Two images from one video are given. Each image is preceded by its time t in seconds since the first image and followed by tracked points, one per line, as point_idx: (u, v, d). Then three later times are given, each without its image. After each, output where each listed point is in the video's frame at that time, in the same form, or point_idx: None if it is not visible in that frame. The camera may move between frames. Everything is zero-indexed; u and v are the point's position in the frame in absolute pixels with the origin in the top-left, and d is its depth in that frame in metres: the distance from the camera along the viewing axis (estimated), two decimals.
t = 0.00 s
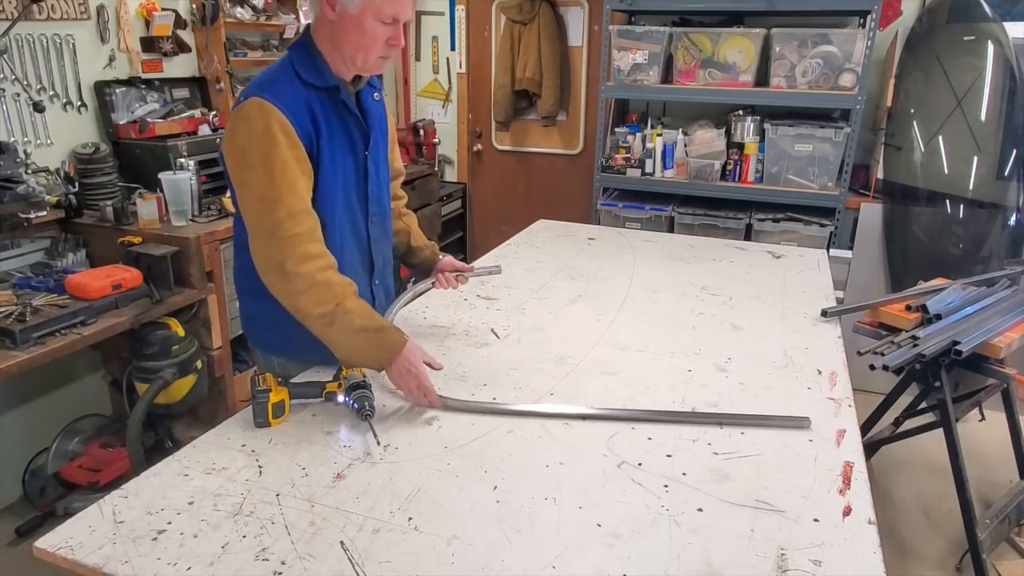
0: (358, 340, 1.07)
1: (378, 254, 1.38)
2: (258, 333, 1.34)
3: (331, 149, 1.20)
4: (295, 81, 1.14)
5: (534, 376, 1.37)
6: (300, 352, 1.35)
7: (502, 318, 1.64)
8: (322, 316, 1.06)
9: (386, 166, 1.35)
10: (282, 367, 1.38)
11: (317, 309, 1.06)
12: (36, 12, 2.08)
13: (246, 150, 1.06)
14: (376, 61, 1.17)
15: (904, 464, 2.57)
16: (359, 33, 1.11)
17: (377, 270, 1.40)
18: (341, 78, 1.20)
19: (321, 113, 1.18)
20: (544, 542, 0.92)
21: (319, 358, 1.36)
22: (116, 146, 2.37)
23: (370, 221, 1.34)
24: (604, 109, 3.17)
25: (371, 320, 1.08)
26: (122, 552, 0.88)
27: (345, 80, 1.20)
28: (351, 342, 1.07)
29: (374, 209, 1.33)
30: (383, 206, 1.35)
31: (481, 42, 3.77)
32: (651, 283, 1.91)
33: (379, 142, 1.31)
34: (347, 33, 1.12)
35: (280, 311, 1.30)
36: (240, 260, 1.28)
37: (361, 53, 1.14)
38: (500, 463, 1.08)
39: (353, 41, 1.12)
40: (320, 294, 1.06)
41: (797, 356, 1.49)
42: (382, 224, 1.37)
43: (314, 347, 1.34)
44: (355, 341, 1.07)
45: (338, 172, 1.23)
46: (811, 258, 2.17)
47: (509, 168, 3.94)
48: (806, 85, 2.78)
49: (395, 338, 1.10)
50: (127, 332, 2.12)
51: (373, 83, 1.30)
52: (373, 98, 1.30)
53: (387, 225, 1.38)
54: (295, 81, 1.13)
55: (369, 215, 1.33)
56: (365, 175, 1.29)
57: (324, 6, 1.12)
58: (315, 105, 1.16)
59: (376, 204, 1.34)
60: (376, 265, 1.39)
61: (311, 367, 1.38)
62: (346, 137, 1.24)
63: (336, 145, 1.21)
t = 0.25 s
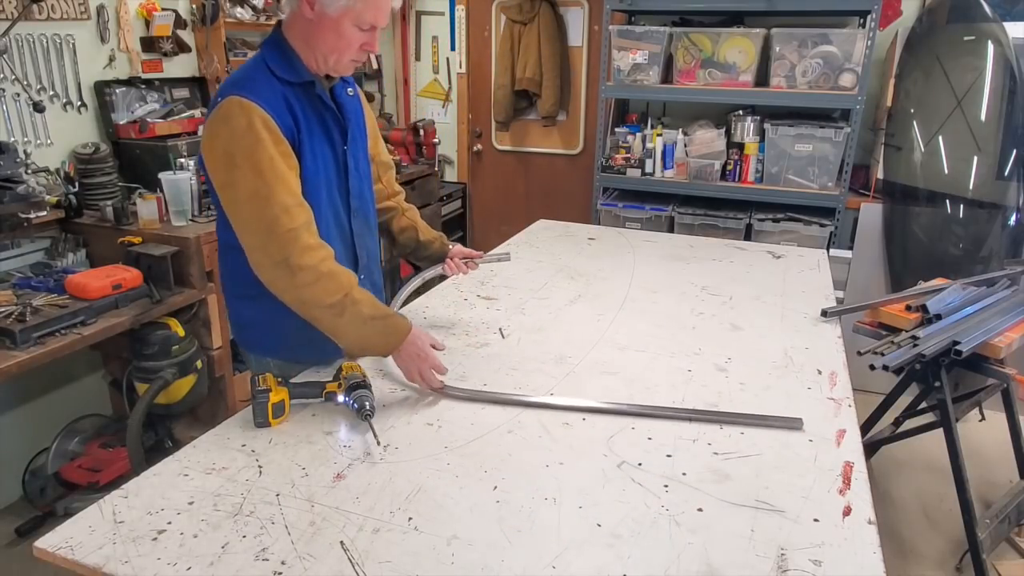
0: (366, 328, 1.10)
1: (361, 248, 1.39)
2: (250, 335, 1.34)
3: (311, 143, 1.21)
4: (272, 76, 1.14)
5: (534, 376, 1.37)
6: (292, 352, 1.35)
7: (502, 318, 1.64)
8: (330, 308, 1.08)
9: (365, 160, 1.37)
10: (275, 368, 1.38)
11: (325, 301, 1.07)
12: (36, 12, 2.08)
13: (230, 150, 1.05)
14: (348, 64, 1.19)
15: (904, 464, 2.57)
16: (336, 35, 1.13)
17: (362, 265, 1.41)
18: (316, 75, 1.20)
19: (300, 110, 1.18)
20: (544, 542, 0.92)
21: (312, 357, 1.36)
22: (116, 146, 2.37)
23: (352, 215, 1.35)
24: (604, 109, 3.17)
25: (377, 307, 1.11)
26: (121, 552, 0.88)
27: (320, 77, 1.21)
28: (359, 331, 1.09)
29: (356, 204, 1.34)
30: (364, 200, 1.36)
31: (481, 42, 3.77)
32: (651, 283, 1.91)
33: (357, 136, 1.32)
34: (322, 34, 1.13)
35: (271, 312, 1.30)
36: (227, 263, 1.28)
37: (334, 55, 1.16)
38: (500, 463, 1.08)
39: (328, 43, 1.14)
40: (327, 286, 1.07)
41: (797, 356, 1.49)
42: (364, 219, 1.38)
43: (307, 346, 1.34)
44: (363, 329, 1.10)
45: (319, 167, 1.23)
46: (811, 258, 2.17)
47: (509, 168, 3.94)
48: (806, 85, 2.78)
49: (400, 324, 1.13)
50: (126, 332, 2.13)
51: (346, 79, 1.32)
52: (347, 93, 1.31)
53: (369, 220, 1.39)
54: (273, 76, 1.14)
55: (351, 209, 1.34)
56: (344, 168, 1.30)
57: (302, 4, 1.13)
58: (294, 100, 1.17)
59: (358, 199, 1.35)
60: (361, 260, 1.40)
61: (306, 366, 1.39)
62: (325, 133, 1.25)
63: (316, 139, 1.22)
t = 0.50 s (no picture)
0: (363, 323, 1.11)
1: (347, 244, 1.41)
2: (241, 339, 1.35)
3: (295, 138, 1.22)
4: (253, 72, 1.15)
5: (534, 376, 1.37)
6: (285, 353, 1.36)
7: (502, 318, 1.64)
8: (326, 303, 1.09)
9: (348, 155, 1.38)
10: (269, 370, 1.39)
11: (321, 297, 1.08)
12: (36, 12, 2.08)
13: (217, 150, 1.05)
14: (327, 59, 1.19)
15: (904, 464, 2.57)
16: (313, 31, 1.13)
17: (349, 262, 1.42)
18: (295, 71, 1.21)
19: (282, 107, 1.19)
20: (544, 542, 0.92)
21: (305, 356, 1.38)
22: (116, 146, 2.37)
23: (337, 212, 1.36)
24: (604, 109, 3.17)
25: (372, 304, 1.12)
26: (122, 552, 0.88)
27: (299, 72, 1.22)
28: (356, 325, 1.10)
29: (341, 200, 1.36)
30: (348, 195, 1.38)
31: (481, 42, 3.77)
32: (651, 283, 1.91)
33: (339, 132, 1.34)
34: (299, 30, 1.13)
35: (262, 313, 1.32)
36: (216, 266, 1.29)
37: (312, 51, 1.16)
38: (500, 463, 1.08)
39: (305, 39, 1.14)
40: (322, 283, 1.08)
41: (797, 356, 1.49)
42: (349, 214, 1.40)
43: (299, 346, 1.36)
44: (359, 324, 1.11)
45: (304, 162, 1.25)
46: (811, 259, 2.17)
47: (509, 168, 3.94)
48: (806, 85, 2.78)
49: (396, 321, 1.13)
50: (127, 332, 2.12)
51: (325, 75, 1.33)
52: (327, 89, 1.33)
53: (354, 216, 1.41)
54: (254, 72, 1.15)
55: (336, 205, 1.36)
56: (329, 164, 1.32)
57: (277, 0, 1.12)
58: (276, 95, 1.18)
59: (342, 194, 1.36)
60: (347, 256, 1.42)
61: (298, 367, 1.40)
62: (308, 129, 1.27)
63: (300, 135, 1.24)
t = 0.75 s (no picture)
0: (345, 278, 1.08)
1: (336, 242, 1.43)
2: (235, 344, 1.36)
3: (280, 136, 1.25)
4: (234, 71, 1.18)
5: (534, 375, 1.37)
6: (277, 356, 1.38)
7: (502, 318, 1.64)
8: (304, 272, 1.07)
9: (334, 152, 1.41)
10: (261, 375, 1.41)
11: (297, 267, 1.06)
12: (36, 12, 2.08)
13: (190, 149, 1.08)
14: (310, 52, 1.22)
15: (904, 464, 2.57)
16: (293, 25, 1.16)
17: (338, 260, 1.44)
18: (278, 68, 1.24)
19: (264, 105, 1.22)
20: (544, 542, 0.92)
21: (297, 358, 1.40)
22: (116, 146, 2.37)
23: (325, 209, 1.39)
24: (604, 109, 3.17)
25: (351, 248, 1.09)
26: (122, 552, 0.88)
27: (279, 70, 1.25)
28: (339, 284, 1.08)
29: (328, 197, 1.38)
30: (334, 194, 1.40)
31: (481, 42, 3.77)
32: (651, 283, 1.91)
33: (324, 130, 1.37)
34: (281, 25, 1.16)
35: (255, 318, 1.33)
36: (206, 271, 1.31)
37: (295, 45, 1.19)
38: (500, 463, 1.08)
39: (287, 33, 1.17)
40: (294, 253, 1.06)
41: (797, 356, 1.49)
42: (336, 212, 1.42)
43: (293, 349, 1.38)
44: (342, 279, 1.08)
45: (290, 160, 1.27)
46: (811, 259, 2.17)
47: (509, 168, 3.94)
48: (806, 85, 2.78)
49: (380, 246, 1.10)
50: (126, 332, 2.12)
51: (308, 72, 1.36)
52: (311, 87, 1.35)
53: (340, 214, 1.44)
54: (235, 72, 1.18)
55: (324, 202, 1.38)
56: (315, 161, 1.35)
57: None
58: (257, 94, 1.21)
59: (328, 191, 1.39)
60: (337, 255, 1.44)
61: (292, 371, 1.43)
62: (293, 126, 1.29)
63: (286, 133, 1.26)
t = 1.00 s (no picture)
0: (333, 222, 1.02)
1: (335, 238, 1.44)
2: (234, 339, 1.37)
3: (278, 126, 1.27)
4: (233, 63, 1.22)
5: (534, 375, 1.37)
6: (277, 352, 1.39)
7: (502, 318, 1.64)
8: (293, 226, 1.03)
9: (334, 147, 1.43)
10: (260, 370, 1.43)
11: (284, 222, 1.03)
12: (36, 12, 2.08)
13: (186, 138, 1.11)
14: (307, 37, 1.26)
15: (905, 464, 2.57)
16: (287, 9, 1.21)
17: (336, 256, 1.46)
18: (275, 61, 1.29)
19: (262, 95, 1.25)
20: (544, 542, 0.92)
21: (295, 354, 1.41)
22: (116, 146, 2.37)
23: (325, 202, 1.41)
24: (603, 109, 3.17)
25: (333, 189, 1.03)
26: (122, 552, 0.87)
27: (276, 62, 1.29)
28: (328, 232, 1.03)
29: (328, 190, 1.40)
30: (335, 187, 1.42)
31: (482, 42, 3.77)
32: (651, 283, 1.91)
33: (323, 124, 1.40)
34: (275, 13, 1.21)
35: (254, 313, 1.34)
36: (208, 266, 1.32)
37: (291, 31, 1.24)
38: (500, 463, 1.08)
39: (281, 19, 1.22)
40: (280, 209, 1.04)
41: (797, 356, 1.49)
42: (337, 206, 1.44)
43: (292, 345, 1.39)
44: (330, 225, 1.02)
45: (288, 150, 1.29)
46: (811, 259, 2.17)
47: (509, 168, 3.94)
48: (806, 85, 2.78)
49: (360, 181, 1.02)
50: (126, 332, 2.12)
51: (309, 69, 1.40)
52: (312, 82, 1.39)
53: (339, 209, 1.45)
54: (232, 63, 1.22)
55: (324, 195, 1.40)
56: (315, 154, 1.37)
57: None
58: (254, 84, 1.24)
59: (328, 185, 1.41)
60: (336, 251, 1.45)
61: (290, 368, 1.44)
62: (292, 119, 1.32)
63: (283, 123, 1.29)
